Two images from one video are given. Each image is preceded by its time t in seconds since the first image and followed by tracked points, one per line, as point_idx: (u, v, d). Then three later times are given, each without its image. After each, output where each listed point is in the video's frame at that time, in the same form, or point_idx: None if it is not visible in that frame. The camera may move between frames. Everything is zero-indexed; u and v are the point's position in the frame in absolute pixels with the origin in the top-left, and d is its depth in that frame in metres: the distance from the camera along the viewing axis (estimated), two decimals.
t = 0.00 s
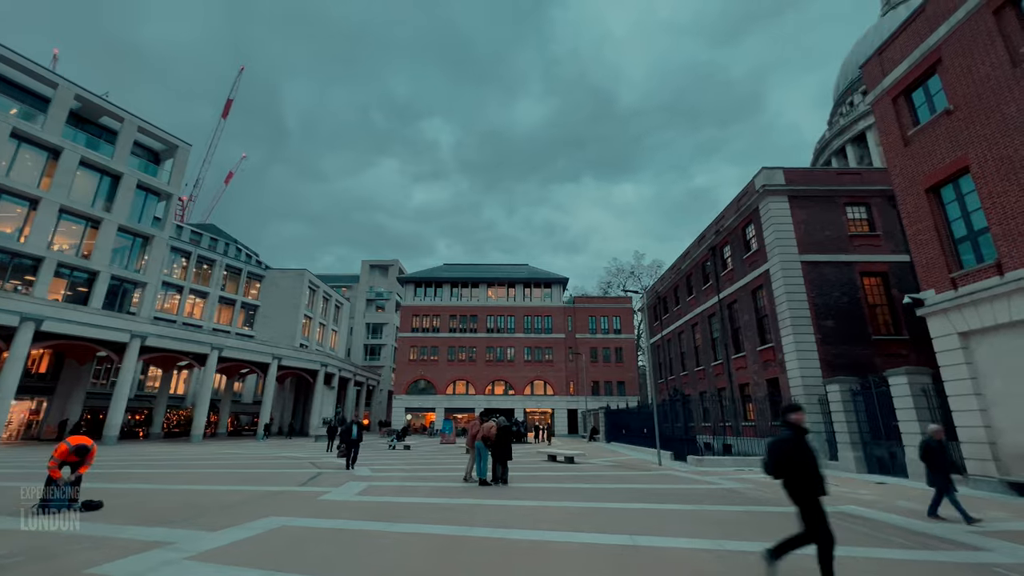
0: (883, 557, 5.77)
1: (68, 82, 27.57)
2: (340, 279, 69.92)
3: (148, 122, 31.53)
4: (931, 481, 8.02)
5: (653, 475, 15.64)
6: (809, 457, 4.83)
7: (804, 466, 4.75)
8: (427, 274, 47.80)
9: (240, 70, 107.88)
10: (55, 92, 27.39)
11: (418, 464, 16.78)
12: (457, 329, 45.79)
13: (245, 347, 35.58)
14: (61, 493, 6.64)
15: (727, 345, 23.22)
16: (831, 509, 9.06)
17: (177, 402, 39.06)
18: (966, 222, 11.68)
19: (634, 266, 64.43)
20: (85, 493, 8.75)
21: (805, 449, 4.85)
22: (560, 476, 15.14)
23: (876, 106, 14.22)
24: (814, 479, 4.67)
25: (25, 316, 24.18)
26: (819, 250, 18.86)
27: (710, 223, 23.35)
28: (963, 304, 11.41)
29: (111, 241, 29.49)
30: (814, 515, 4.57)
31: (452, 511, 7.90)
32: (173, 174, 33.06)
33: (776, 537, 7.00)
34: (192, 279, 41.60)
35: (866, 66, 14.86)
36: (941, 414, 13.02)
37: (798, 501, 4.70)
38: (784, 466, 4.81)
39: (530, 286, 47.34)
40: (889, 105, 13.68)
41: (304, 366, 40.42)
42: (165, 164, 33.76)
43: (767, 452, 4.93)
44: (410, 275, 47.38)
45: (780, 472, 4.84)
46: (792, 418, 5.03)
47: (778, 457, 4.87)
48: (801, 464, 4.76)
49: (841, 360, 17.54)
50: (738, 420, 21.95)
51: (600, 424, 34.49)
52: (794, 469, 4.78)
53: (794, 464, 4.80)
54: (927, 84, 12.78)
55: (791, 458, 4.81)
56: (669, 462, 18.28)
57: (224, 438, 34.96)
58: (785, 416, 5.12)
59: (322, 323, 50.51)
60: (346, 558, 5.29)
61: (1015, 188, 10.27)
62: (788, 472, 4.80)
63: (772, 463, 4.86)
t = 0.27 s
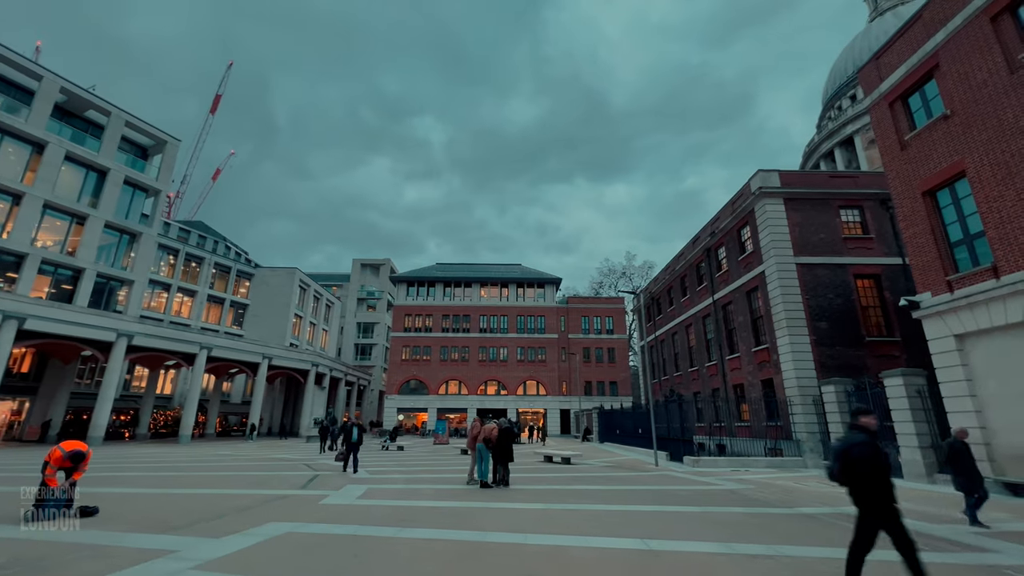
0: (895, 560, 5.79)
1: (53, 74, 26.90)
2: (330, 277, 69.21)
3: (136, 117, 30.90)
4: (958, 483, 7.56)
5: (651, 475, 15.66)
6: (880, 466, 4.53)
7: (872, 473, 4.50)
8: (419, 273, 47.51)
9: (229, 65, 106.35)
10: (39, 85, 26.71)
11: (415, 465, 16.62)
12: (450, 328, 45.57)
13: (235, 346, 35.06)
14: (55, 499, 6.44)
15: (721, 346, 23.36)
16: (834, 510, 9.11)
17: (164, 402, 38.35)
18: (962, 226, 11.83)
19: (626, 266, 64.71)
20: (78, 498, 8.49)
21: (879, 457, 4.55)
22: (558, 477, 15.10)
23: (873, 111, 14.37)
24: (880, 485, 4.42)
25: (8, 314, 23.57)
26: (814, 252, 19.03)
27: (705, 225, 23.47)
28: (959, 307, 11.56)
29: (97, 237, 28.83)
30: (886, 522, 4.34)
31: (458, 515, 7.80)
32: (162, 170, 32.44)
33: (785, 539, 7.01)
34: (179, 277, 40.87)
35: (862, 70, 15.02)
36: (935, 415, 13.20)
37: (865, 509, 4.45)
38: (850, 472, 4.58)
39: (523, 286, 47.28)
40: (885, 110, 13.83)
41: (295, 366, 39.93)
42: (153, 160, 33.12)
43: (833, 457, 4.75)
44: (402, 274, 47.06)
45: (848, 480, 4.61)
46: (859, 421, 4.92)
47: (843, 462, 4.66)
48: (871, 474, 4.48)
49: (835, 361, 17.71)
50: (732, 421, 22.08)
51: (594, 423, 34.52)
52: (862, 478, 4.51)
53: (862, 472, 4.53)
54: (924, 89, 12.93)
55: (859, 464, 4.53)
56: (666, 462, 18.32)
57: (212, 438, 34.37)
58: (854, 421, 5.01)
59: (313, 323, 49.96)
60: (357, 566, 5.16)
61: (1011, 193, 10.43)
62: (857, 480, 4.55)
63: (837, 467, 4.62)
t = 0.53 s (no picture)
0: (911, 559, 5.78)
1: (44, 68, 26.42)
2: (324, 276, 68.71)
3: (129, 112, 30.45)
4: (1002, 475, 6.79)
5: (652, 475, 15.64)
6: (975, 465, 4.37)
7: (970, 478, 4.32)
8: (415, 272, 47.29)
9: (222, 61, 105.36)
10: (30, 78, 26.23)
11: (414, 465, 16.48)
12: (446, 328, 45.39)
13: (228, 345, 34.66)
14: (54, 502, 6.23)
15: (719, 346, 23.43)
16: (842, 510, 9.11)
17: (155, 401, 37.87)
18: (963, 226, 11.92)
19: (621, 267, 64.88)
20: (76, 498, 8.28)
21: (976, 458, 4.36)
22: (560, 476, 15.04)
23: (874, 112, 14.46)
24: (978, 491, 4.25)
25: None
26: (813, 253, 19.13)
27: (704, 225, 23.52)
28: (961, 307, 11.64)
29: (89, 234, 28.36)
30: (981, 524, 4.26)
31: (467, 514, 7.71)
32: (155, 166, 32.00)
33: (800, 539, 6.97)
34: (172, 274, 40.36)
35: (864, 72, 15.11)
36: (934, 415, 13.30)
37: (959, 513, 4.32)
38: (942, 477, 4.42)
39: (519, 286, 47.22)
40: (887, 111, 13.90)
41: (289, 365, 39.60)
42: (146, 156, 32.67)
43: (921, 460, 4.56)
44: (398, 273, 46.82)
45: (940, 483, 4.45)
46: (953, 421, 4.80)
47: (934, 466, 4.49)
48: (966, 478, 4.31)
49: (834, 361, 17.81)
50: (730, 421, 22.14)
51: (590, 423, 34.54)
52: (952, 479, 4.36)
53: (953, 474, 4.37)
54: (925, 91, 13.02)
55: (948, 464, 4.38)
56: (667, 462, 18.33)
57: (205, 438, 33.96)
58: (943, 420, 4.90)
59: (307, 322, 49.56)
60: (373, 567, 5.05)
61: (1013, 194, 10.52)
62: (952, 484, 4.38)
63: (925, 470, 4.48)
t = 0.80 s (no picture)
0: (933, 561, 5.73)
1: (38, 63, 26.06)
2: (320, 275, 68.29)
3: (124, 109, 30.09)
4: None
5: (656, 475, 15.59)
6: None
7: None
8: (413, 272, 47.09)
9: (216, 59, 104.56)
10: (24, 74, 25.85)
11: (416, 466, 16.35)
12: (443, 328, 45.21)
13: (224, 345, 34.34)
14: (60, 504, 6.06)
15: (720, 346, 23.43)
16: (854, 511, 9.09)
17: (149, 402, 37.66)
18: (970, 227, 11.95)
19: (618, 267, 64.97)
20: (79, 500, 8.10)
21: None
22: (565, 477, 14.96)
23: (879, 113, 14.50)
24: None
25: None
26: (815, 254, 19.17)
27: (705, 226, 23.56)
28: (967, 308, 11.66)
29: (84, 232, 27.97)
30: None
31: (479, 516, 7.60)
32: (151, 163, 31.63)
33: (817, 541, 6.91)
34: (167, 273, 39.95)
35: (868, 73, 15.15)
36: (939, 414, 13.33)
37: None
38: None
39: (517, 286, 47.13)
40: (893, 112, 13.94)
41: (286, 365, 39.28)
42: (142, 153, 32.31)
43: None
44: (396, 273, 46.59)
45: None
46: None
47: None
48: None
49: (836, 362, 17.84)
50: (730, 421, 22.14)
51: (589, 424, 34.49)
52: None
53: None
54: (931, 91, 13.06)
55: None
56: (669, 462, 18.30)
57: (201, 439, 33.60)
58: None
59: (303, 321, 49.22)
60: (393, 571, 4.94)
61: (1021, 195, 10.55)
62: None
63: None
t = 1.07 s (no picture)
0: (953, 561, 5.71)
1: (35, 60, 25.75)
2: (317, 275, 67.96)
3: (122, 106, 29.80)
4: None
5: (662, 476, 15.55)
6: None
7: None
8: (412, 272, 46.92)
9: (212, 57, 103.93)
10: (21, 70, 25.55)
11: (420, 467, 16.25)
12: (442, 328, 45.07)
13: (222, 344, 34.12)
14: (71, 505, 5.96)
15: (722, 347, 23.43)
16: (866, 511, 9.09)
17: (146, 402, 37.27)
18: (977, 228, 11.98)
19: (616, 268, 64.97)
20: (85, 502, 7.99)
21: None
22: (570, 477, 14.89)
23: (885, 113, 14.53)
24: None
25: None
26: (818, 254, 19.20)
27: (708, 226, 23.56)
28: (974, 308, 11.68)
29: (81, 230, 27.69)
30: None
31: (495, 518, 7.51)
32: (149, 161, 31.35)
33: (836, 542, 6.88)
34: (164, 272, 39.64)
35: (874, 74, 15.18)
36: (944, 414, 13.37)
37: None
38: None
39: (516, 286, 47.03)
40: (899, 112, 13.97)
41: (284, 364, 39.07)
42: (139, 151, 32.02)
43: None
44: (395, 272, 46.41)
45: None
46: None
47: None
48: None
49: (840, 362, 17.89)
50: (732, 421, 22.13)
51: (589, 423, 34.45)
52: None
53: None
54: (938, 92, 13.09)
55: None
56: (673, 463, 18.26)
57: (198, 439, 33.36)
58: None
59: (301, 321, 48.97)
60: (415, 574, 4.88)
61: None
62: None
63: None
